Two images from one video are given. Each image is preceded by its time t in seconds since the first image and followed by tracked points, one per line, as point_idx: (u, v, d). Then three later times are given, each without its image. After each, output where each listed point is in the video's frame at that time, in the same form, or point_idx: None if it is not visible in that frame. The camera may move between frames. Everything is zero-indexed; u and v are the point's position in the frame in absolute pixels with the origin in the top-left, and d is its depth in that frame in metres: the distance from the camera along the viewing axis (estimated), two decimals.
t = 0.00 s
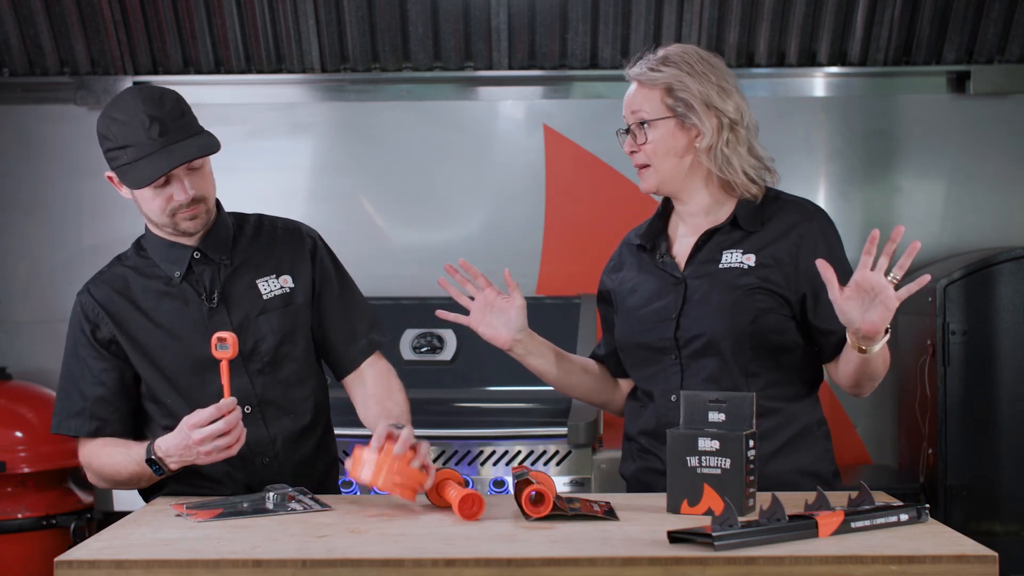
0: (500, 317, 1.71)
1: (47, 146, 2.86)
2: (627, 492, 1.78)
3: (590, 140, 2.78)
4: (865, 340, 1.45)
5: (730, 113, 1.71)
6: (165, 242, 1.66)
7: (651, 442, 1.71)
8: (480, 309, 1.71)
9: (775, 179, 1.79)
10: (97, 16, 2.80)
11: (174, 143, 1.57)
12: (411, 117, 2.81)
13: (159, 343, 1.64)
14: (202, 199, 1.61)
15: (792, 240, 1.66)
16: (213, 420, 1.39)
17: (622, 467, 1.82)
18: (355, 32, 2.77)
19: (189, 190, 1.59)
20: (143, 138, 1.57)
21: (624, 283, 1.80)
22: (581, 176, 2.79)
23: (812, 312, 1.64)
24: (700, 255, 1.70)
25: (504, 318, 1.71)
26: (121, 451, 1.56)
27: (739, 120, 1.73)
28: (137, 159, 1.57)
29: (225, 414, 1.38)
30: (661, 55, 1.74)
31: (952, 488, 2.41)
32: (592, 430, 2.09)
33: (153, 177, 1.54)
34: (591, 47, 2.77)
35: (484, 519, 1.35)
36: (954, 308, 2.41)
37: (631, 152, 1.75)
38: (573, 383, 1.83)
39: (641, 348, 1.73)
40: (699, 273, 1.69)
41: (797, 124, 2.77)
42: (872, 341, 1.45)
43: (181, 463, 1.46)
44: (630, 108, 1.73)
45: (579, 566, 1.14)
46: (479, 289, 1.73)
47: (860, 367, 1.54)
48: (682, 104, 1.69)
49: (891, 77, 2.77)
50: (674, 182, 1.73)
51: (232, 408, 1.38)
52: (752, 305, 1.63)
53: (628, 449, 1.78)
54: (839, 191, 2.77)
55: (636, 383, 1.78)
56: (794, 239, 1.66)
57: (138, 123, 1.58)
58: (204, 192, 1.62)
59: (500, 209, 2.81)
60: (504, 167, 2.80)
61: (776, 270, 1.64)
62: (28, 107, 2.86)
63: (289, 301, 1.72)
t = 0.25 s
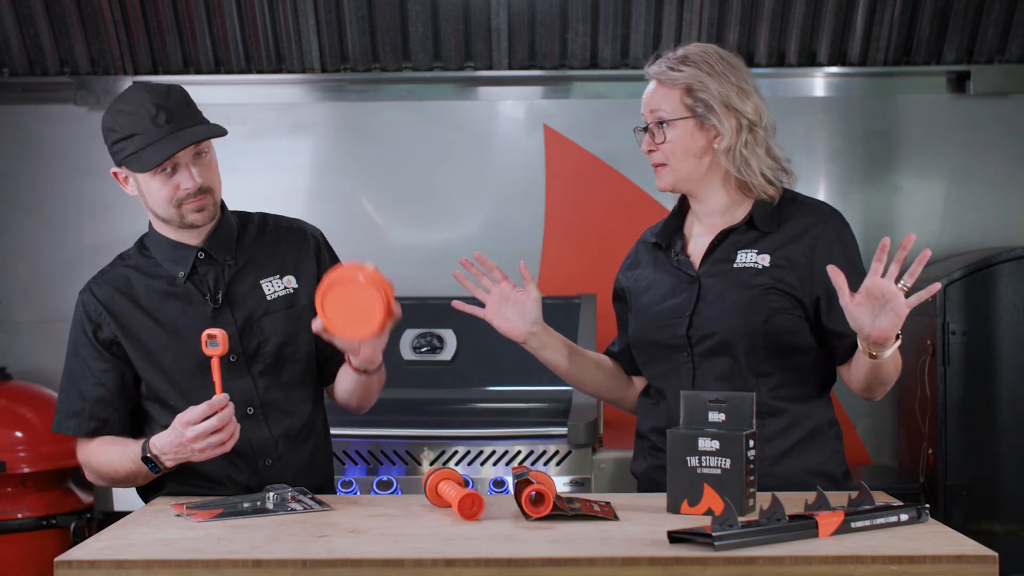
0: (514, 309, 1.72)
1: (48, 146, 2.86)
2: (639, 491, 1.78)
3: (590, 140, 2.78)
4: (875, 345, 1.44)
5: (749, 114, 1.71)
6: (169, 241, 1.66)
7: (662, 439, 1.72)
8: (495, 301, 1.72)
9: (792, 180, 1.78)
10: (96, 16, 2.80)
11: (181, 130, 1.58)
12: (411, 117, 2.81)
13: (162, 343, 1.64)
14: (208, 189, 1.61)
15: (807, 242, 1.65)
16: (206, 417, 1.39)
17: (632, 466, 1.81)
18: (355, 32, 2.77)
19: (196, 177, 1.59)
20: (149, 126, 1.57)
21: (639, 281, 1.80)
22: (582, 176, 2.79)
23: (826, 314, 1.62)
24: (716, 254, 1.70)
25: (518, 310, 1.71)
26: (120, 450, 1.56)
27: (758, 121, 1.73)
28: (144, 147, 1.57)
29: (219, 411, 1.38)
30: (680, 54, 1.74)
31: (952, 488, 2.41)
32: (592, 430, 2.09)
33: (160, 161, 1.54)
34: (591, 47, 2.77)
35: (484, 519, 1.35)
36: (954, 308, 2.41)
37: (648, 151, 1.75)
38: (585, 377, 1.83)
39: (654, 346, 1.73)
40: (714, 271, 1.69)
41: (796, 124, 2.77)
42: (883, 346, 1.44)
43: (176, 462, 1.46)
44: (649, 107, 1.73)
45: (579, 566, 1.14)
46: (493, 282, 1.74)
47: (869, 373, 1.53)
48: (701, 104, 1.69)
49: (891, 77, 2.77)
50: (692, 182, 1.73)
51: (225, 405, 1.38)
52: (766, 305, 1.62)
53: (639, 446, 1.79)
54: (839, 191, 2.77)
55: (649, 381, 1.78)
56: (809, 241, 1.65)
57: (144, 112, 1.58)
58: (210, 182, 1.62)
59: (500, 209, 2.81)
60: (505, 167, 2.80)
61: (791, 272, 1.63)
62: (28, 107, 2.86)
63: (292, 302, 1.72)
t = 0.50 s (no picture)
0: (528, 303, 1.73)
1: (48, 147, 2.86)
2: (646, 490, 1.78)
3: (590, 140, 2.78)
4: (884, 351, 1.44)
5: (766, 115, 1.72)
6: (167, 242, 1.66)
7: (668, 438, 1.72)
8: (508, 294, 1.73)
9: (807, 182, 1.78)
10: (96, 16, 2.79)
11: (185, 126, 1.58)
12: (411, 117, 2.82)
13: (162, 345, 1.64)
14: (210, 187, 1.61)
15: (819, 244, 1.64)
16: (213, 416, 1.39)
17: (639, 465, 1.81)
18: (355, 32, 2.77)
19: (199, 174, 1.59)
20: (154, 122, 1.58)
21: (651, 279, 1.80)
22: (582, 176, 2.79)
23: (838, 318, 1.62)
24: (730, 253, 1.70)
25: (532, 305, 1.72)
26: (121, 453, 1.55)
27: (775, 123, 1.73)
28: (147, 142, 1.57)
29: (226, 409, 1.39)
30: (699, 53, 1.75)
31: (952, 488, 2.41)
32: (592, 430, 2.08)
33: (163, 156, 1.54)
34: (591, 47, 2.77)
35: (484, 519, 1.35)
36: (954, 309, 2.41)
37: (663, 149, 1.75)
38: (596, 375, 1.83)
39: (664, 344, 1.73)
40: (726, 271, 1.69)
41: (796, 124, 2.77)
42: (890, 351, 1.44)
43: (182, 461, 1.46)
44: (666, 105, 1.73)
45: (579, 566, 1.14)
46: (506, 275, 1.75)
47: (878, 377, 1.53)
48: (719, 103, 1.69)
49: (891, 77, 2.77)
50: (706, 180, 1.73)
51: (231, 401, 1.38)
52: (777, 306, 1.62)
53: (647, 445, 1.78)
54: (839, 191, 2.77)
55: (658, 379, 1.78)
56: (821, 243, 1.64)
57: (148, 108, 1.59)
58: (212, 181, 1.62)
59: (499, 209, 2.81)
60: (505, 167, 2.80)
61: (804, 274, 1.63)
62: (28, 107, 2.86)
63: (291, 301, 1.72)
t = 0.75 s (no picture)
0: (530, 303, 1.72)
1: (48, 147, 2.86)
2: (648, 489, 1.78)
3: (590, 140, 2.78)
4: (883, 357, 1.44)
5: (772, 116, 1.71)
6: (166, 243, 1.66)
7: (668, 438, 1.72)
8: (510, 294, 1.73)
9: (812, 184, 1.78)
10: (96, 16, 2.80)
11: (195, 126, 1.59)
12: (411, 117, 2.82)
13: (160, 345, 1.64)
14: (216, 188, 1.61)
15: (822, 246, 1.64)
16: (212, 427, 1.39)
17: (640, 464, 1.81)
18: (355, 32, 2.77)
19: (206, 174, 1.59)
20: (165, 120, 1.58)
21: (653, 279, 1.81)
22: (582, 176, 2.79)
23: (839, 320, 1.61)
24: (732, 254, 1.70)
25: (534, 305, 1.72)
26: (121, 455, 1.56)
27: (780, 124, 1.73)
28: (158, 140, 1.57)
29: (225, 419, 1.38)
30: (706, 52, 1.75)
31: (952, 488, 2.41)
32: (592, 430, 2.08)
33: (173, 154, 1.55)
34: (591, 46, 2.77)
35: (484, 519, 1.35)
36: (954, 309, 2.41)
37: (667, 147, 1.76)
38: (598, 373, 1.83)
39: (667, 343, 1.73)
40: (728, 271, 1.69)
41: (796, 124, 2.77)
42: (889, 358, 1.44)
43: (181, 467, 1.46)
44: (671, 103, 1.73)
45: (580, 566, 1.14)
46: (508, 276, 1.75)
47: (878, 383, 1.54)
48: (724, 103, 1.69)
49: (891, 77, 2.77)
50: (709, 180, 1.73)
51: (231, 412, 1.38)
52: (778, 308, 1.62)
53: (647, 444, 1.79)
54: (839, 191, 2.77)
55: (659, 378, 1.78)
56: (824, 244, 1.64)
57: (160, 106, 1.59)
58: (218, 181, 1.63)
59: (499, 209, 2.81)
60: (505, 167, 2.80)
61: (806, 276, 1.63)
62: (28, 107, 2.86)
63: (289, 301, 1.72)
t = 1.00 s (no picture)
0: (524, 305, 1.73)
1: (48, 147, 2.86)
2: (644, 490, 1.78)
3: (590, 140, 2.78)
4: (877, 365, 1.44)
5: (766, 114, 1.71)
6: (168, 237, 1.66)
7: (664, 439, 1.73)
8: (505, 297, 1.73)
9: (807, 184, 1.77)
10: (96, 16, 2.80)
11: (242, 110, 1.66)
12: (411, 117, 2.82)
13: (158, 341, 1.64)
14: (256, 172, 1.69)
15: (816, 247, 1.64)
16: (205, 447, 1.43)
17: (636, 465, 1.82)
18: (355, 32, 2.77)
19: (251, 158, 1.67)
20: (215, 103, 1.63)
21: (648, 280, 1.80)
22: (582, 176, 2.79)
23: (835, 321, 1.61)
24: (727, 256, 1.70)
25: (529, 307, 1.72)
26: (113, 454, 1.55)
27: (774, 122, 1.72)
28: (213, 121, 1.62)
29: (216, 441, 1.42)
30: (700, 51, 1.75)
31: (952, 488, 2.40)
32: (592, 430, 2.09)
33: (239, 132, 1.61)
34: (591, 47, 2.76)
35: (484, 519, 1.35)
36: (954, 309, 2.41)
37: (662, 145, 1.76)
38: (594, 373, 1.83)
39: (660, 347, 1.74)
40: (723, 274, 1.69)
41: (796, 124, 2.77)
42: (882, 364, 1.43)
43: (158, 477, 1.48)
44: (665, 101, 1.74)
45: (580, 566, 1.14)
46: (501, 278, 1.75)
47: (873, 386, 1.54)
48: (717, 100, 1.69)
49: (891, 77, 2.77)
50: (703, 178, 1.73)
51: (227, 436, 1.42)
52: (772, 310, 1.62)
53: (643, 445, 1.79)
54: (839, 191, 2.77)
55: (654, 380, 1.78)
56: (819, 245, 1.64)
57: (205, 91, 1.64)
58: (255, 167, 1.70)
59: (500, 209, 2.81)
60: (505, 167, 2.81)
61: (801, 277, 1.63)
62: (28, 107, 2.86)
63: (286, 303, 1.72)
